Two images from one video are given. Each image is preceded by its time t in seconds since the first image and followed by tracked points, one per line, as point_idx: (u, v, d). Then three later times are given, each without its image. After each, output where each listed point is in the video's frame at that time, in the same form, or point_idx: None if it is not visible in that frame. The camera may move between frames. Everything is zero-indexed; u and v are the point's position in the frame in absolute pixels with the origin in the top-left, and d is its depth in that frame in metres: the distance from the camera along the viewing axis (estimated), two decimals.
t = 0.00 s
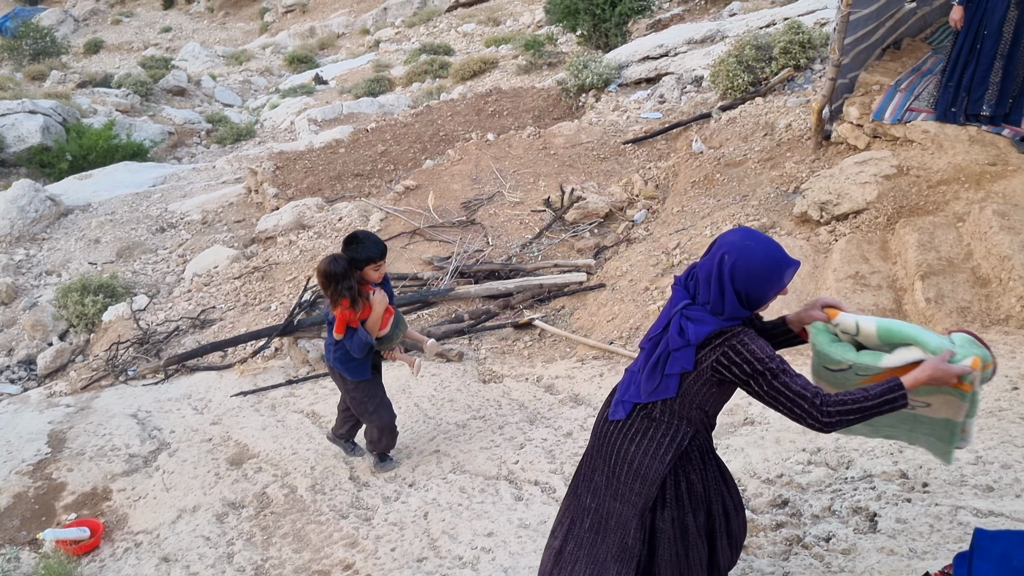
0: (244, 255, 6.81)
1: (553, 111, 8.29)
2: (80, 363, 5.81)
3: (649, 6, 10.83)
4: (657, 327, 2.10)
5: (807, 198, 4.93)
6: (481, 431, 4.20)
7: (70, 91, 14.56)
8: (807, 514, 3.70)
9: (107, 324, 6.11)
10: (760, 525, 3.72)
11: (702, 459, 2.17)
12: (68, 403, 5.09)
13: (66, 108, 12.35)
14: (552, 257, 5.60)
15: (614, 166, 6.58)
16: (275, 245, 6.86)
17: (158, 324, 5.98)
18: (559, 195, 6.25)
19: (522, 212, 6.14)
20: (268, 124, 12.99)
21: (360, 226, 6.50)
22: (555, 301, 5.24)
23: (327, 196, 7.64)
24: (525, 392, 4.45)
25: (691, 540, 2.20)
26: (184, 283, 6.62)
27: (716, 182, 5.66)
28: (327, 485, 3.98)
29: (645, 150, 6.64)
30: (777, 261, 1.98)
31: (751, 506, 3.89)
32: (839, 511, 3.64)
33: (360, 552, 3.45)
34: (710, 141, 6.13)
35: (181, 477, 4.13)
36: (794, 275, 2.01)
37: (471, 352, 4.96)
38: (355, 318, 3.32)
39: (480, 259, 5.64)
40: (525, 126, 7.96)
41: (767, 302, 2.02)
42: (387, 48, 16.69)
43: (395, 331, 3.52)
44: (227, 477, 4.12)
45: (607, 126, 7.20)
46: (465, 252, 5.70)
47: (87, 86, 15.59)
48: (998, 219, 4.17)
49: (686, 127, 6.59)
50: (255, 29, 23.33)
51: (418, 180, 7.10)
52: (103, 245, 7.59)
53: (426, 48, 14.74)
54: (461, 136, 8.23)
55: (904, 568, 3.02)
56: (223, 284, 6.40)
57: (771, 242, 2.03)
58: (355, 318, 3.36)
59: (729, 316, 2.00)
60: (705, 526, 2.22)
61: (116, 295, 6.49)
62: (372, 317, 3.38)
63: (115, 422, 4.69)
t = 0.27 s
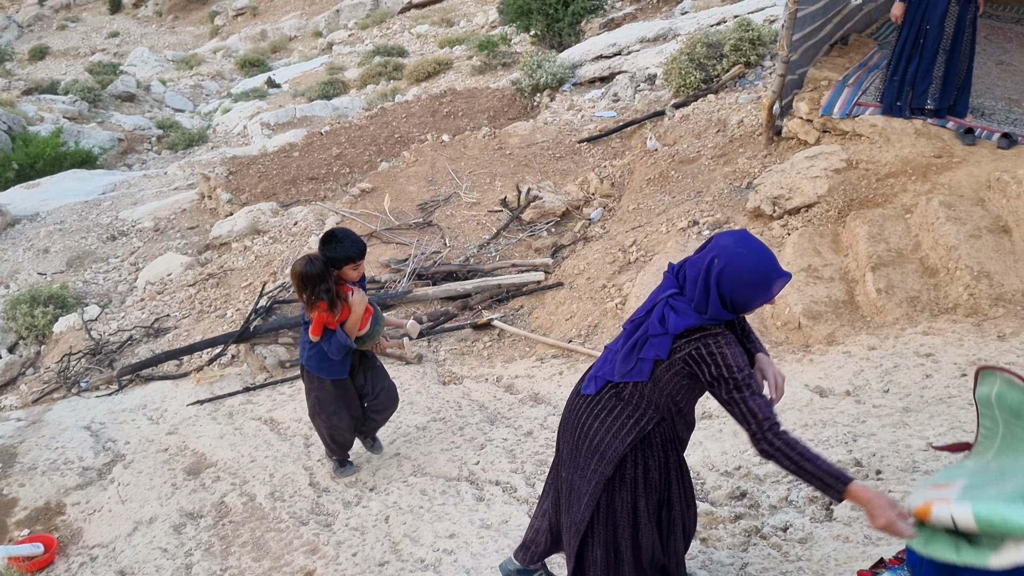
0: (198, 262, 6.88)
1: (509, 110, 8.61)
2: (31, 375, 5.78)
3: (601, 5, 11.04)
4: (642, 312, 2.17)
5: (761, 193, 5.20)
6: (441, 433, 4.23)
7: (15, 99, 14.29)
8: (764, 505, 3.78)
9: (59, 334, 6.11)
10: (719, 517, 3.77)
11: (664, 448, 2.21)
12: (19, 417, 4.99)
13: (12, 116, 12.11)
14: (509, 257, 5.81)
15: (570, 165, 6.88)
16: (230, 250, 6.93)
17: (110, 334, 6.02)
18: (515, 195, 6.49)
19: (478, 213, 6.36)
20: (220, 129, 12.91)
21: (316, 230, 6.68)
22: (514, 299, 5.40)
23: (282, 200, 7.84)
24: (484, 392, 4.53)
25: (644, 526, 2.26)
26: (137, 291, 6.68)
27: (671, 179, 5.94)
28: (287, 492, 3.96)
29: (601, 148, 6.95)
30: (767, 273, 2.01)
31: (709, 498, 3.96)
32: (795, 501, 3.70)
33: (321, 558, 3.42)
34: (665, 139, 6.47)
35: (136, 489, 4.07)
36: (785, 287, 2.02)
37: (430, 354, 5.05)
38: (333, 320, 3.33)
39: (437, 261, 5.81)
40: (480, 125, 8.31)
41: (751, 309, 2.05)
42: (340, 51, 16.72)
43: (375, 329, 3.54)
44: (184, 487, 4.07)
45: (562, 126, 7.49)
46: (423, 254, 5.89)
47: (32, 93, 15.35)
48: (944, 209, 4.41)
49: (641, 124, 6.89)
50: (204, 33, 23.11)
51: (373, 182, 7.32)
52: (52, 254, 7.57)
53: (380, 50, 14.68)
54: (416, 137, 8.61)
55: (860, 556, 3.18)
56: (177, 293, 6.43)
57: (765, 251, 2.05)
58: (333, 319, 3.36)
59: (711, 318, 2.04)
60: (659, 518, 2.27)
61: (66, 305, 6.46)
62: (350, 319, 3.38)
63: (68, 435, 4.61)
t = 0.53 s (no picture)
0: (146, 269, 6.92)
1: (460, 110, 9.28)
2: None
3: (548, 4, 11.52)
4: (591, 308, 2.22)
5: (710, 188, 5.56)
6: (396, 434, 4.25)
7: None
8: (717, 495, 3.78)
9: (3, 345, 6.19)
10: (674, 509, 3.79)
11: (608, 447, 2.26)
12: None
13: None
14: (463, 256, 6.09)
15: (521, 163, 7.34)
16: (179, 255, 7.10)
17: (56, 344, 6.06)
18: (467, 194, 6.86)
19: (430, 213, 6.72)
20: (167, 132, 12.84)
21: (266, 233, 6.83)
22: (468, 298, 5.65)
23: (231, 204, 8.07)
24: (439, 392, 4.60)
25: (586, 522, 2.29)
26: (85, 300, 6.71)
27: (621, 174, 6.29)
28: (241, 499, 3.93)
29: (551, 145, 7.48)
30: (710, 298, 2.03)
31: (664, 490, 3.96)
32: (748, 490, 3.74)
33: (276, 565, 3.39)
34: (614, 135, 6.92)
35: (85, 501, 4.00)
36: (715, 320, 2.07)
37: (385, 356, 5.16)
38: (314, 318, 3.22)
39: (389, 262, 6.08)
40: (430, 126, 8.86)
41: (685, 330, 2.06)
42: (288, 52, 16.81)
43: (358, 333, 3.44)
44: (134, 497, 4.02)
45: (512, 125, 8.04)
46: (375, 254, 6.14)
47: None
48: (886, 200, 4.73)
49: (591, 120, 7.39)
50: (146, 36, 22.76)
51: (323, 184, 7.63)
52: None
53: (328, 51, 14.92)
54: (365, 140, 9.11)
55: (811, 543, 3.25)
56: (124, 301, 6.46)
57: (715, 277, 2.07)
58: (314, 318, 3.26)
59: (647, 325, 2.07)
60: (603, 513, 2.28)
61: (8, 314, 6.61)
62: (331, 317, 3.27)
63: (13, 448, 4.50)
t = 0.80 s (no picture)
0: (98, 273, 7.06)
1: (415, 106, 9.32)
2: None
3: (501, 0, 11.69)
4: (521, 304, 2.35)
5: (665, 179, 5.73)
6: (357, 433, 4.27)
7: None
8: (678, 484, 3.83)
9: None
10: (636, 500, 3.82)
11: (537, 451, 2.42)
12: None
13: None
14: (421, 253, 6.30)
15: (477, 159, 7.41)
16: (132, 258, 7.18)
17: (9, 351, 6.31)
18: (424, 190, 6.93)
19: (388, 211, 6.85)
20: (117, 134, 12.65)
21: (221, 234, 6.90)
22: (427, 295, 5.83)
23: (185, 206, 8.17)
24: (400, 392, 4.71)
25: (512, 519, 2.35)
26: (37, 306, 6.86)
27: (578, 169, 6.49)
28: (200, 503, 3.89)
29: (508, 140, 7.58)
30: (601, 313, 2.11)
31: (626, 481, 3.98)
32: (708, 479, 3.79)
33: (236, 569, 3.35)
34: (571, 130, 7.03)
35: (40, 511, 3.95)
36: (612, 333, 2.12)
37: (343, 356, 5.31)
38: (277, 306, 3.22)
39: (347, 261, 6.33)
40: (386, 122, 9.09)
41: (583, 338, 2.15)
42: (240, 50, 16.68)
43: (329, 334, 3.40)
44: (90, 505, 3.97)
45: (469, 121, 8.10)
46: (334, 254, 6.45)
47: None
48: (839, 188, 4.87)
49: (548, 115, 7.52)
50: (95, 36, 22.39)
51: (279, 183, 7.68)
52: None
53: (281, 48, 14.91)
54: (321, 138, 9.12)
55: (770, 528, 3.32)
56: (77, 305, 6.59)
57: (619, 293, 2.13)
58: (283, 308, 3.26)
59: (549, 325, 2.18)
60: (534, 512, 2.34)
61: None
62: (296, 312, 3.25)
63: None
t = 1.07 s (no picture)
0: (34, 271, 7.19)
1: (359, 96, 9.63)
2: None
3: None
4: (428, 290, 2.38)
5: (611, 166, 5.94)
6: (307, 427, 4.28)
7: None
8: (629, 467, 3.88)
9: None
10: (588, 484, 3.87)
11: (433, 448, 2.44)
12: None
13: None
14: (369, 243, 6.56)
15: (422, 148, 7.83)
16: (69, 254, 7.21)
17: None
18: (371, 180, 7.28)
19: (333, 202, 7.12)
20: (51, 128, 12.32)
21: (161, 229, 6.97)
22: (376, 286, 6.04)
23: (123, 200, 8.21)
24: (348, 382, 4.83)
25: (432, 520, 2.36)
26: None
27: (524, 156, 6.80)
28: (148, 503, 3.84)
29: (453, 129, 7.94)
30: (478, 308, 2.09)
31: (578, 465, 4.03)
32: (658, 461, 3.85)
33: (186, 568, 3.32)
34: (517, 117, 7.33)
35: None
36: (484, 330, 2.11)
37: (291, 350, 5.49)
38: (230, 321, 3.06)
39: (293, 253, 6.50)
40: (329, 113, 9.35)
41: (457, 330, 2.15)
42: (177, 41, 16.42)
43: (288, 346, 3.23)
44: (33, 509, 3.92)
45: (414, 110, 8.46)
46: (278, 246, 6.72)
47: None
48: (779, 172, 5.06)
49: (491, 103, 7.90)
50: (27, 28, 21.79)
51: (221, 176, 7.75)
52: None
53: (220, 39, 14.77)
54: (264, 129, 9.41)
55: (720, 506, 3.38)
56: (14, 304, 6.68)
57: (499, 292, 2.12)
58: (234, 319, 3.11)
59: (429, 313, 2.20)
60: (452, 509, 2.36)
61: None
62: (250, 326, 3.09)
63: None
